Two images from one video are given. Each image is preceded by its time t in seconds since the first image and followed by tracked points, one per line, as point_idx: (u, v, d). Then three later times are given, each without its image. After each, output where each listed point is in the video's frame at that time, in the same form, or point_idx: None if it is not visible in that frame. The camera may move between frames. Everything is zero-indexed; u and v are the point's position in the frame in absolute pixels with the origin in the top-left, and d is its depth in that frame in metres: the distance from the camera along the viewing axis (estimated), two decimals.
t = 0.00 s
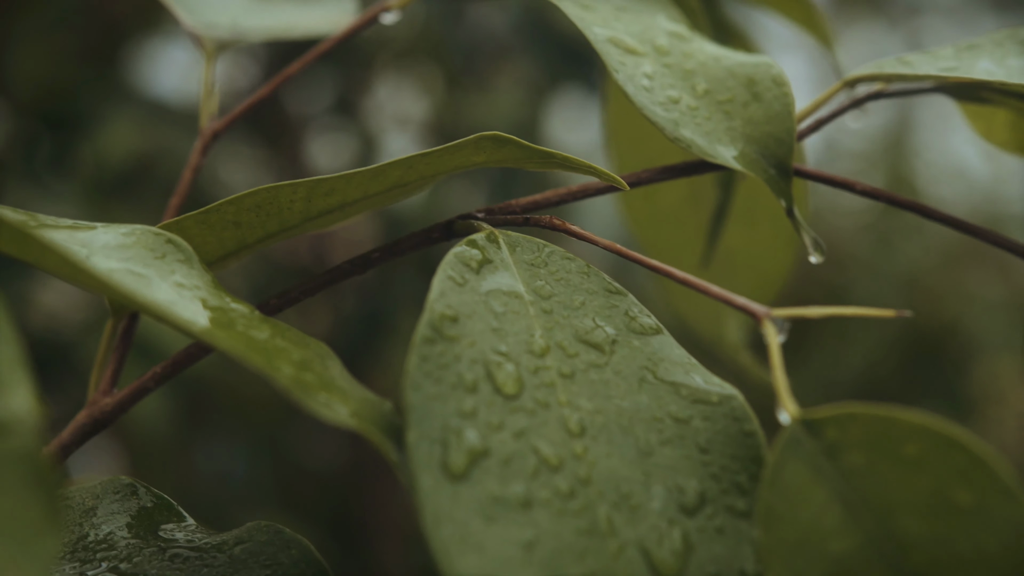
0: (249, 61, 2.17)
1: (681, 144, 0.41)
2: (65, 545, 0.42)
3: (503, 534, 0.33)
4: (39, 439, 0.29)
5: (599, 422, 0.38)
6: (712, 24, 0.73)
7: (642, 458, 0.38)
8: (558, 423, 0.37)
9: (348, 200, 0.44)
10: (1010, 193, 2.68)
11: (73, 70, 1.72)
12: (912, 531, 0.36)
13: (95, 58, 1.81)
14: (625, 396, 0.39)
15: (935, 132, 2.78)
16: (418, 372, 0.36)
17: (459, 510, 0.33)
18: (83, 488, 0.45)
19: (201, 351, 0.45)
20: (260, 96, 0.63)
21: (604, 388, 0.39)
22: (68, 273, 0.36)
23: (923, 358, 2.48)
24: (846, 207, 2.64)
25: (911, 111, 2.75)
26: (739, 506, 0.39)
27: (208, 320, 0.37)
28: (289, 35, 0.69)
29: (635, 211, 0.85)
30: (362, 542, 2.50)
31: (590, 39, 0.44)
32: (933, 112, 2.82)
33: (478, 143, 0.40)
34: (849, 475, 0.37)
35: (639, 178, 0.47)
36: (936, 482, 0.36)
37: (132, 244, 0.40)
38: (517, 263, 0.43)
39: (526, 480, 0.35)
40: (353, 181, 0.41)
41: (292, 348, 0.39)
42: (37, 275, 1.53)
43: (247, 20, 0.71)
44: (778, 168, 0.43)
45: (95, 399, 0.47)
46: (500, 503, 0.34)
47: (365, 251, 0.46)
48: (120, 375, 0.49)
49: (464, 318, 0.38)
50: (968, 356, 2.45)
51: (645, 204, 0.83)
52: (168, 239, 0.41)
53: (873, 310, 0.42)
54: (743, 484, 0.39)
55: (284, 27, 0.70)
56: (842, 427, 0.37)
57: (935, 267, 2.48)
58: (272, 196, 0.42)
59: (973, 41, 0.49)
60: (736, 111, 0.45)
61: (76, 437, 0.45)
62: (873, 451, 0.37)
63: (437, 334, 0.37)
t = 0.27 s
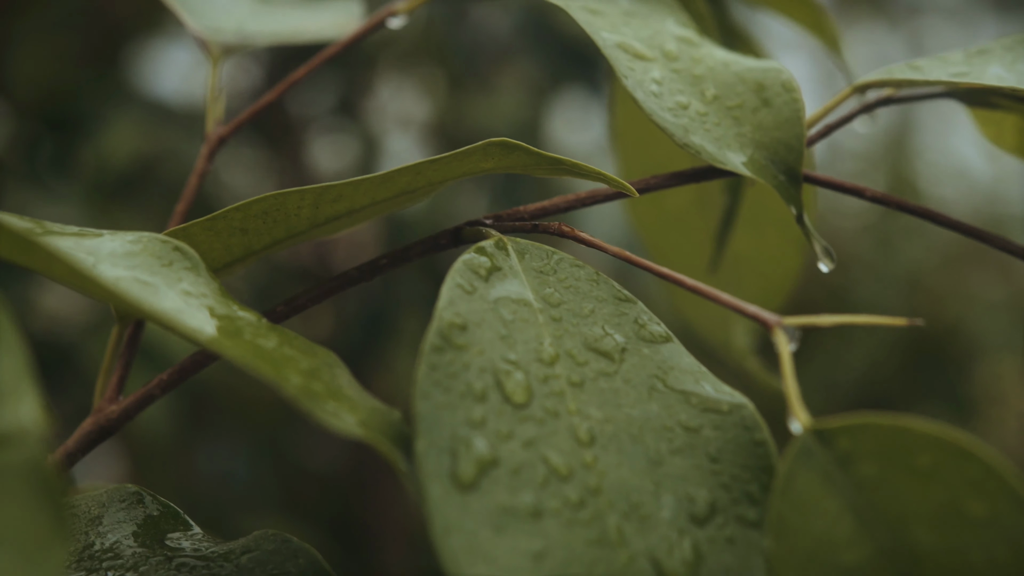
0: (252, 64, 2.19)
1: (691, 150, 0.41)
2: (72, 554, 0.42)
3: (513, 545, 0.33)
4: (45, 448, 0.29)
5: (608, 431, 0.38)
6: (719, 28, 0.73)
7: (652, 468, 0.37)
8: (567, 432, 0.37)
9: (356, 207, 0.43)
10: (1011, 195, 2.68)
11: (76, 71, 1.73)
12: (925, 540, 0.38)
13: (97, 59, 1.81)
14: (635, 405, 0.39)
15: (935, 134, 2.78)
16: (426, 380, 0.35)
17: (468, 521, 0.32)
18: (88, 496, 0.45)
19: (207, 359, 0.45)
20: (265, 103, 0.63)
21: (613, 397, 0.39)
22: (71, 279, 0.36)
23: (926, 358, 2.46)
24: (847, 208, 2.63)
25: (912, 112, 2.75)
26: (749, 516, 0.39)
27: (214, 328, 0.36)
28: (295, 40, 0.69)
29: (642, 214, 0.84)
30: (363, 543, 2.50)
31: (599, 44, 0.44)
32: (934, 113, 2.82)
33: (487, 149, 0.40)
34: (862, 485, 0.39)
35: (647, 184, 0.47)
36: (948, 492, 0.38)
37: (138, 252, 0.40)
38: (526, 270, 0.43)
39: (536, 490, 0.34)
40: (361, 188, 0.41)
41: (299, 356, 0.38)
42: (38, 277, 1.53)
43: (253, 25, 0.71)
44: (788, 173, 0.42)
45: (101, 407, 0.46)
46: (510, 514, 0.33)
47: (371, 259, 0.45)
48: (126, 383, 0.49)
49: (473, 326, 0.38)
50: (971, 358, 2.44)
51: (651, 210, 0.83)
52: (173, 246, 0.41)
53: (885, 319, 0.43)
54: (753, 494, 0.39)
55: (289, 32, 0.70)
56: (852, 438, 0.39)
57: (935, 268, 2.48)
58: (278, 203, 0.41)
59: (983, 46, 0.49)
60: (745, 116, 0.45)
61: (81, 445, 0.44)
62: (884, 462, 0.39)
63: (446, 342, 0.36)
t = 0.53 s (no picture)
0: (257, 67, 2.24)
1: (698, 158, 0.41)
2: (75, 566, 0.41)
3: (521, 559, 0.32)
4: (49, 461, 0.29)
5: (616, 442, 0.37)
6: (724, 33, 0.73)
7: (659, 479, 0.37)
8: (574, 443, 0.36)
9: (361, 216, 0.43)
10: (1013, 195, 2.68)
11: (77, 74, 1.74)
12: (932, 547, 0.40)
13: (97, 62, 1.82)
14: (643, 416, 0.39)
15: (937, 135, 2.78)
16: (433, 392, 0.35)
17: (475, 534, 0.32)
18: (92, 506, 0.45)
19: (211, 368, 0.44)
20: (269, 110, 0.63)
21: (621, 408, 0.39)
22: (75, 289, 0.36)
23: (927, 359, 2.47)
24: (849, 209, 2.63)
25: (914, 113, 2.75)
26: (758, 528, 0.38)
27: (218, 339, 0.36)
28: (299, 47, 0.69)
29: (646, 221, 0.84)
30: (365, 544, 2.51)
31: (606, 51, 0.43)
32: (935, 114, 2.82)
33: (493, 158, 0.40)
34: (872, 496, 0.40)
35: (654, 194, 0.47)
36: (955, 502, 0.39)
37: (143, 262, 0.40)
38: (533, 280, 0.42)
39: (543, 503, 0.34)
40: (366, 197, 0.41)
41: (305, 367, 0.38)
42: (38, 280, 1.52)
43: (257, 31, 0.71)
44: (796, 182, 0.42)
45: (104, 416, 0.46)
46: (517, 527, 0.33)
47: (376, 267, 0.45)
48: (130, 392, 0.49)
49: (480, 336, 0.38)
50: (973, 360, 2.44)
51: (656, 217, 0.83)
52: (177, 256, 0.40)
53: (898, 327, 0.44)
54: (762, 505, 0.39)
55: (293, 38, 0.70)
56: (863, 451, 0.40)
57: (936, 269, 2.49)
58: (283, 212, 0.41)
59: (992, 54, 0.49)
60: (753, 125, 0.44)
61: (85, 455, 0.44)
62: (893, 473, 0.40)
63: (452, 353, 0.36)
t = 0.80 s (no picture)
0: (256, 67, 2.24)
1: (698, 160, 0.40)
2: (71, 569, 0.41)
3: (519, 562, 0.32)
4: (45, 464, 0.29)
5: (615, 445, 0.37)
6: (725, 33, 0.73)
7: (658, 482, 0.37)
8: (573, 446, 0.36)
9: (359, 217, 0.43)
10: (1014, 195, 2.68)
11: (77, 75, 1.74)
12: (933, 552, 0.40)
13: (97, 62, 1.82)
14: (642, 418, 0.39)
15: (938, 135, 2.78)
16: (431, 395, 0.34)
17: (473, 537, 0.32)
18: (89, 508, 0.45)
19: (209, 370, 0.44)
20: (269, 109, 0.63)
21: (620, 410, 0.39)
22: (72, 292, 0.36)
23: (927, 359, 2.47)
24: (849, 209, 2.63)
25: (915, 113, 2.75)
26: (757, 531, 0.38)
27: (216, 341, 0.36)
28: (299, 47, 0.69)
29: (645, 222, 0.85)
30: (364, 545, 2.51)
31: (606, 53, 0.43)
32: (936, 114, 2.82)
33: (492, 160, 0.40)
34: (872, 499, 0.40)
35: (654, 195, 0.47)
36: (958, 506, 0.39)
37: (140, 263, 0.39)
38: (532, 282, 0.42)
39: (541, 505, 0.34)
40: (364, 198, 0.40)
41: (303, 369, 0.38)
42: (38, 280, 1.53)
43: (256, 31, 0.71)
44: (796, 183, 0.42)
45: (102, 418, 0.46)
46: (515, 530, 0.33)
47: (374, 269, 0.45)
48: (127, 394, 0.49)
49: (479, 338, 0.37)
50: (973, 360, 2.44)
51: (656, 218, 0.83)
52: (175, 258, 0.40)
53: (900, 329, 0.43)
54: (760, 508, 0.39)
55: (293, 39, 0.70)
56: (863, 453, 0.40)
57: (938, 269, 2.48)
58: (281, 213, 0.41)
59: (993, 55, 0.49)
60: (754, 126, 0.44)
61: (81, 457, 0.44)
62: (894, 476, 0.40)
63: (451, 356, 0.36)
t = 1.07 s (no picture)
0: (255, 67, 2.23)
1: (696, 161, 0.40)
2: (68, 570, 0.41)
3: (517, 563, 0.32)
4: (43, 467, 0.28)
5: (613, 447, 0.37)
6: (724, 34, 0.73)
7: (657, 483, 0.37)
8: (571, 447, 0.36)
9: (357, 218, 0.43)
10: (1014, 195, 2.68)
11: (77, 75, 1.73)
12: (932, 553, 0.40)
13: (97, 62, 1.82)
14: (640, 419, 0.39)
15: (938, 134, 2.78)
16: (429, 396, 0.34)
17: (471, 538, 0.32)
18: (87, 510, 0.45)
19: (207, 372, 0.44)
20: (267, 111, 0.63)
21: (618, 412, 0.39)
22: (69, 293, 0.36)
23: (927, 359, 2.47)
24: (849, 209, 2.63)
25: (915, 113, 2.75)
26: (755, 532, 0.38)
27: (214, 343, 0.36)
28: (298, 48, 0.69)
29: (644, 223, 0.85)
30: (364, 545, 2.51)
31: (604, 54, 0.43)
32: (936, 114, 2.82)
33: (490, 160, 0.40)
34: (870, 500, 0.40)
35: (652, 197, 0.47)
36: (957, 507, 0.39)
37: (138, 265, 0.39)
38: (529, 283, 0.42)
39: (539, 507, 0.34)
40: (362, 200, 0.40)
41: (301, 370, 0.38)
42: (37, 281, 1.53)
43: (254, 32, 0.71)
44: (795, 185, 0.42)
45: (100, 419, 0.46)
46: (513, 532, 0.33)
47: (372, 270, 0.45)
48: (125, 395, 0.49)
49: (476, 340, 0.37)
50: (973, 360, 2.44)
51: (654, 219, 0.83)
52: (173, 259, 0.40)
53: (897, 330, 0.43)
54: (759, 509, 0.39)
55: (291, 39, 0.70)
56: (862, 454, 0.40)
57: (938, 270, 2.48)
58: (278, 215, 0.41)
59: (992, 55, 0.49)
60: (752, 126, 0.44)
61: (78, 459, 0.44)
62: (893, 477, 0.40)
63: (449, 357, 0.36)
